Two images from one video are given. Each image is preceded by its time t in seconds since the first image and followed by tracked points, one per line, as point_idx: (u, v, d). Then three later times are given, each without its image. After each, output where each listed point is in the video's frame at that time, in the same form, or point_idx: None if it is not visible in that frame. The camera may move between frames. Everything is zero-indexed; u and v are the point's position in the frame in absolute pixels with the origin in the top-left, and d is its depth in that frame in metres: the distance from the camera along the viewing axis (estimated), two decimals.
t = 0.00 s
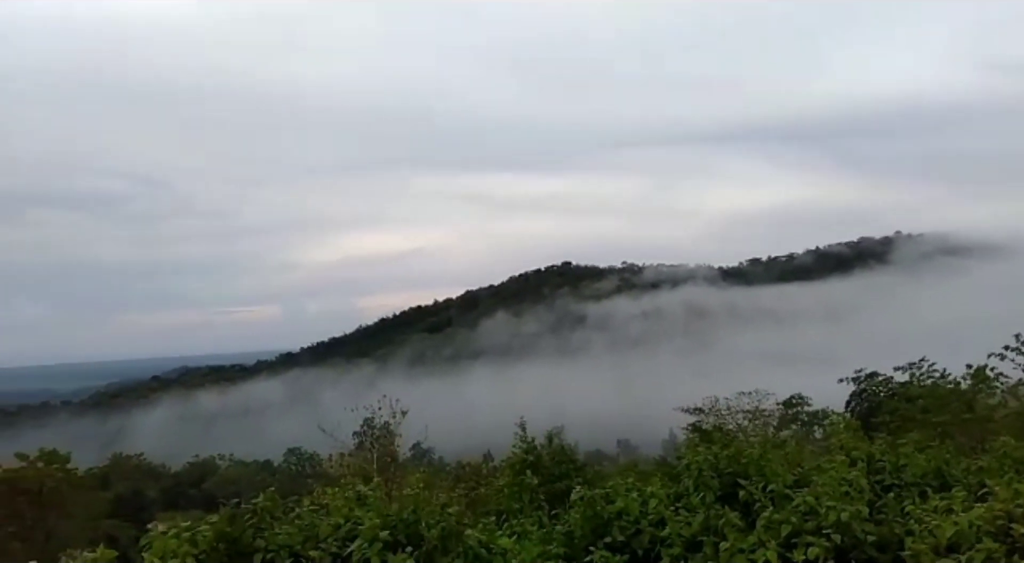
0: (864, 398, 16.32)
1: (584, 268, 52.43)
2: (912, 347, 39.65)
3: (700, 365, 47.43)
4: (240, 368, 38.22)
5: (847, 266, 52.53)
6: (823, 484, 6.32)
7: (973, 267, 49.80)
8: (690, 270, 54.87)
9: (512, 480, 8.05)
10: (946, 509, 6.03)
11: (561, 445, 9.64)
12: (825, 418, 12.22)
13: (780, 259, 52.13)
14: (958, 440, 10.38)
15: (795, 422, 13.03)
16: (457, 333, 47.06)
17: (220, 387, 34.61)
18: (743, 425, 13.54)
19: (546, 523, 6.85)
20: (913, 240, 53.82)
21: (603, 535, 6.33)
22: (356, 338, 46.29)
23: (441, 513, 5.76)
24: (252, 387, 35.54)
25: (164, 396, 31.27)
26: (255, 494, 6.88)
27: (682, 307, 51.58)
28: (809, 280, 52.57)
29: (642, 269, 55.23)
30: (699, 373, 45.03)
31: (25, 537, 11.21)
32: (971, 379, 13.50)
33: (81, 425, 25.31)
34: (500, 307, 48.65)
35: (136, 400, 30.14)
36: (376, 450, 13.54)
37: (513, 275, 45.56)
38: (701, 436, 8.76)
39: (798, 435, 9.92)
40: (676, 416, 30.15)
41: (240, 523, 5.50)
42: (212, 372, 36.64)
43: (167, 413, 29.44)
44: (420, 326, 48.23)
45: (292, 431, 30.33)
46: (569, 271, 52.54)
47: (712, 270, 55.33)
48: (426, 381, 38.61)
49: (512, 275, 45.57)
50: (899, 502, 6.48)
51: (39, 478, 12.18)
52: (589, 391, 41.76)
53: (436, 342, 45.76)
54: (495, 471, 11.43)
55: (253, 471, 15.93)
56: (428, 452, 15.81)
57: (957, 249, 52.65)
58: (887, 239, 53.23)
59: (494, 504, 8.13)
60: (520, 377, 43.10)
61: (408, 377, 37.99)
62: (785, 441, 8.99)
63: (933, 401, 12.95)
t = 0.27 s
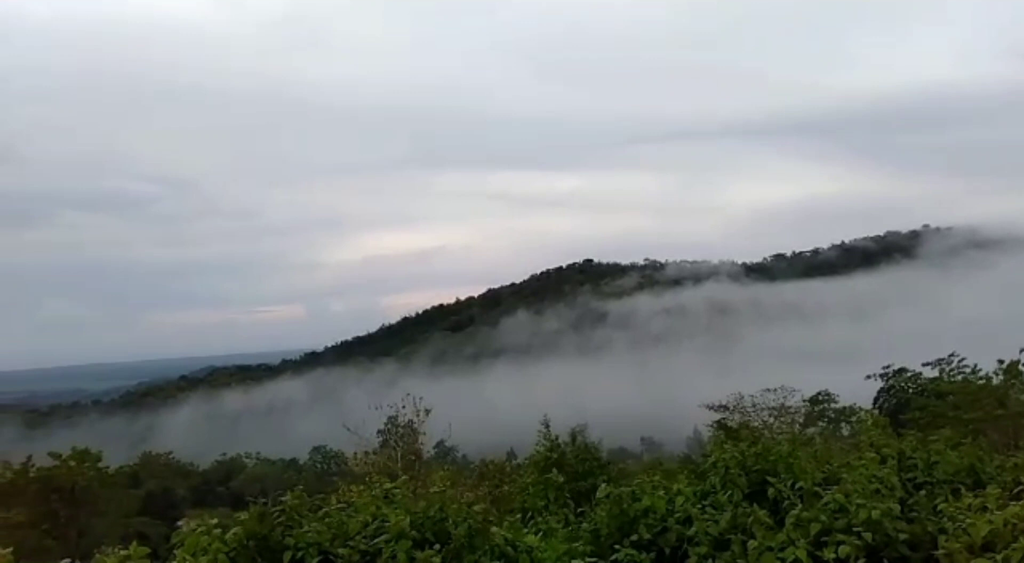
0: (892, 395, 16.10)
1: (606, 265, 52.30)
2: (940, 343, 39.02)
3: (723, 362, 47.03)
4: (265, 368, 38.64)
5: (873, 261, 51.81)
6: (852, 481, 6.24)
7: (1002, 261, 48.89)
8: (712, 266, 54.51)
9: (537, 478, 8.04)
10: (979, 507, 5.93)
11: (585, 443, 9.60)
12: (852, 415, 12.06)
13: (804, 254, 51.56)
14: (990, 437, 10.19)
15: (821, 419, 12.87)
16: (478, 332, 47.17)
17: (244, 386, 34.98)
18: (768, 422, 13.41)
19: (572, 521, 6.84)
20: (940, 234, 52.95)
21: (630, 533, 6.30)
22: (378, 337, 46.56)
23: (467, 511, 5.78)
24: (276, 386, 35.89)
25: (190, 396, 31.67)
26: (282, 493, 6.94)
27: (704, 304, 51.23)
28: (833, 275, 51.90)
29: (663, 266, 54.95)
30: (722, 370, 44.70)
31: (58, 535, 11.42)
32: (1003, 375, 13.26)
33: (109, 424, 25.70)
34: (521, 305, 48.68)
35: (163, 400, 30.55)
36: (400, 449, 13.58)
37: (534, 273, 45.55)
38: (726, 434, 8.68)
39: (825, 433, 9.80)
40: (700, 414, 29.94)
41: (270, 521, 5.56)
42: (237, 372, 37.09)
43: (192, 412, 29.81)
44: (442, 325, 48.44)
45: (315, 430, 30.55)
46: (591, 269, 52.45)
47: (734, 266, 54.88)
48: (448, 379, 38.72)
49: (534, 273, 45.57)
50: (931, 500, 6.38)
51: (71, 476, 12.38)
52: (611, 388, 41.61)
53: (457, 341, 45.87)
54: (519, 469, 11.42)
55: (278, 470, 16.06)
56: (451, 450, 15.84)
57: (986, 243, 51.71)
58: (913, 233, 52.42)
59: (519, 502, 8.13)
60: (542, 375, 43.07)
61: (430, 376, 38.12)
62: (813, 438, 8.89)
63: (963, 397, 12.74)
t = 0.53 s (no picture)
0: (923, 399, 15.83)
1: (630, 267, 52.11)
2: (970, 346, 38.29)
3: (747, 365, 46.57)
4: (291, 370, 39.06)
5: (902, 263, 50.99)
6: (884, 487, 6.15)
7: None
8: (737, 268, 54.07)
9: (562, 481, 8.02)
10: (1016, 515, 5.80)
11: (609, 445, 9.56)
12: (882, 419, 11.88)
13: (831, 255, 50.91)
14: None
15: (849, 423, 12.69)
16: (501, 334, 47.23)
17: (269, 387, 35.33)
18: (795, 426, 13.25)
19: (598, 524, 6.81)
20: (971, 235, 51.98)
21: (657, 537, 6.26)
22: (402, 339, 46.81)
23: (493, 514, 5.80)
24: (300, 387, 36.20)
25: (217, 397, 32.08)
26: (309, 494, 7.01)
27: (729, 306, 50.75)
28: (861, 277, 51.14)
29: (687, 268, 54.60)
30: (747, 373, 44.27)
31: (90, 535, 11.65)
32: None
33: (138, 424, 26.11)
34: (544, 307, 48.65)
35: (190, 401, 30.99)
36: (425, 449, 13.62)
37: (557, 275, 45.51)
38: (753, 437, 8.60)
39: (855, 437, 9.66)
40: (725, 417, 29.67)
41: (300, 521, 5.60)
42: (263, 373, 37.52)
43: (218, 412, 30.22)
44: (466, 327, 48.61)
45: (338, 432, 30.73)
46: (614, 271, 52.29)
47: (759, 268, 54.35)
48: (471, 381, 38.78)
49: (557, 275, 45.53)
50: (966, 507, 6.26)
51: (103, 475, 12.58)
52: (634, 391, 41.39)
53: (480, 343, 45.96)
54: (543, 471, 11.40)
55: (304, 470, 16.19)
56: (475, 452, 15.86)
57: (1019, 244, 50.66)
58: (944, 234, 51.54)
59: (543, 504, 8.11)
60: (564, 377, 42.97)
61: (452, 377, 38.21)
62: (841, 442, 8.77)
63: (996, 401, 12.49)
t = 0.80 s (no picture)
0: (960, 406, 15.49)
1: (657, 272, 51.84)
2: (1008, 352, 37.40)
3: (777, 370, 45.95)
4: (320, 375, 39.54)
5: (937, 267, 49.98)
6: (923, 495, 6.03)
7: None
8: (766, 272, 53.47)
9: (591, 487, 7.99)
10: None
11: (638, 451, 9.50)
12: (918, 426, 11.65)
13: (863, 259, 50.08)
14: None
15: (884, 430, 12.47)
16: (527, 339, 47.31)
17: (298, 391, 35.70)
18: (827, 433, 13.06)
19: (629, 531, 6.77)
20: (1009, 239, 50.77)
21: (689, 545, 6.20)
22: (429, 344, 47.02)
23: (523, 519, 5.80)
24: (329, 391, 36.53)
25: (247, 401, 32.50)
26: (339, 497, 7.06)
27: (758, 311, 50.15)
28: (895, 282, 50.19)
29: (716, 272, 54.11)
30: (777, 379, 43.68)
31: (126, 535, 11.87)
32: None
33: (171, 427, 26.55)
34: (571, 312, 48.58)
35: (221, 405, 31.43)
36: (453, 454, 13.65)
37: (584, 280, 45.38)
38: (785, 444, 8.48)
39: (890, 444, 9.47)
40: (755, 424, 29.28)
41: (332, 524, 5.65)
42: (293, 378, 37.97)
43: (248, 416, 30.60)
44: (493, 332, 48.75)
45: (366, 435, 30.89)
46: (642, 275, 52.06)
47: (789, 272, 53.67)
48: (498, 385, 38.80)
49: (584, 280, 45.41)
50: (1007, 517, 6.10)
51: (138, 477, 12.79)
52: (662, 396, 41.08)
53: (506, 348, 45.98)
54: (571, 476, 11.36)
55: (334, 474, 16.34)
56: (503, 457, 15.88)
57: None
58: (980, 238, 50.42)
59: (571, 509, 8.08)
60: (591, 382, 42.80)
61: (479, 382, 38.27)
62: (876, 449, 8.62)
63: None
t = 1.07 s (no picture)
0: (1000, 411, 15.11)
1: (686, 276, 51.54)
2: None
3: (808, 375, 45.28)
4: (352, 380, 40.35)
5: (974, 268, 48.86)
6: (963, 503, 5.90)
7: None
8: (797, 275, 52.82)
9: (622, 493, 7.96)
10: None
11: (669, 457, 9.44)
12: (957, 431, 11.39)
13: (897, 261, 49.16)
14: None
15: (921, 435, 12.21)
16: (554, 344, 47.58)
17: (327, 397, 36.05)
18: (862, 438, 12.82)
19: (661, 537, 6.73)
20: None
21: (722, 552, 6.14)
22: (456, 349, 47.20)
23: (554, 525, 5.80)
24: (357, 397, 36.82)
25: (278, 407, 32.92)
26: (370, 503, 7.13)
27: (789, 315, 49.49)
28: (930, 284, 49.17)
29: (745, 275, 53.57)
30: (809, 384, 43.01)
31: (162, 538, 12.09)
32: None
33: (204, 432, 27.00)
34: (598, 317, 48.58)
35: (253, 411, 31.88)
36: (482, 459, 13.66)
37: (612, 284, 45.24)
38: (819, 450, 8.36)
39: (927, 450, 9.28)
40: (787, 429, 28.86)
41: (365, 530, 5.69)
42: (323, 383, 38.42)
43: (278, 422, 30.97)
44: (520, 337, 48.92)
45: (394, 440, 31.04)
46: (670, 279, 51.79)
47: (820, 275, 52.91)
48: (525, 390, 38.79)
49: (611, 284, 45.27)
50: None
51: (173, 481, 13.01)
52: (691, 401, 40.70)
53: (534, 353, 45.97)
54: (601, 482, 11.29)
55: (365, 479, 16.46)
56: (531, 462, 15.86)
57: None
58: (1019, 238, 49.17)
59: (601, 515, 8.04)
60: (619, 387, 42.59)
61: (507, 387, 38.29)
62: (914, 455, 8.45)
63: None
